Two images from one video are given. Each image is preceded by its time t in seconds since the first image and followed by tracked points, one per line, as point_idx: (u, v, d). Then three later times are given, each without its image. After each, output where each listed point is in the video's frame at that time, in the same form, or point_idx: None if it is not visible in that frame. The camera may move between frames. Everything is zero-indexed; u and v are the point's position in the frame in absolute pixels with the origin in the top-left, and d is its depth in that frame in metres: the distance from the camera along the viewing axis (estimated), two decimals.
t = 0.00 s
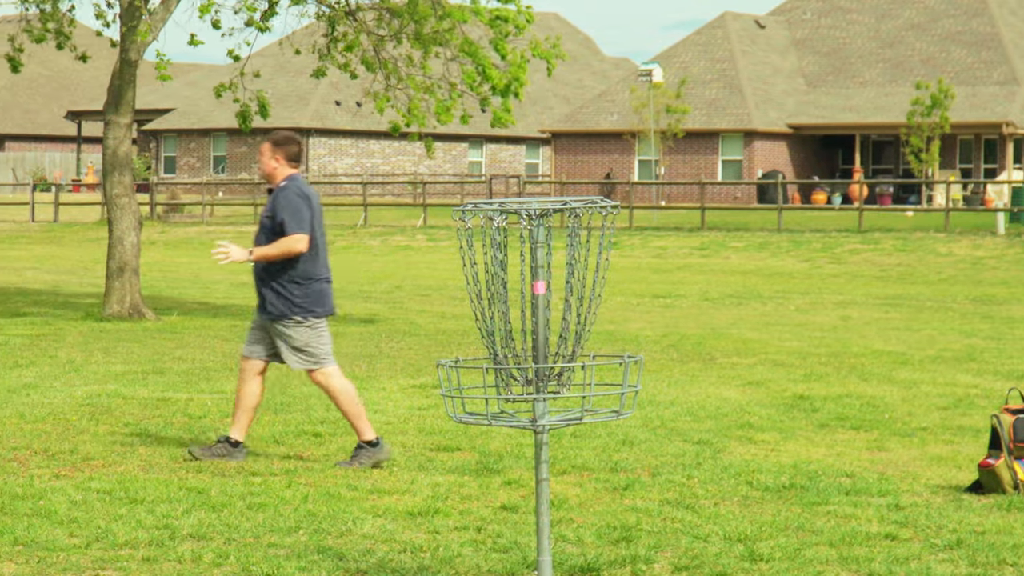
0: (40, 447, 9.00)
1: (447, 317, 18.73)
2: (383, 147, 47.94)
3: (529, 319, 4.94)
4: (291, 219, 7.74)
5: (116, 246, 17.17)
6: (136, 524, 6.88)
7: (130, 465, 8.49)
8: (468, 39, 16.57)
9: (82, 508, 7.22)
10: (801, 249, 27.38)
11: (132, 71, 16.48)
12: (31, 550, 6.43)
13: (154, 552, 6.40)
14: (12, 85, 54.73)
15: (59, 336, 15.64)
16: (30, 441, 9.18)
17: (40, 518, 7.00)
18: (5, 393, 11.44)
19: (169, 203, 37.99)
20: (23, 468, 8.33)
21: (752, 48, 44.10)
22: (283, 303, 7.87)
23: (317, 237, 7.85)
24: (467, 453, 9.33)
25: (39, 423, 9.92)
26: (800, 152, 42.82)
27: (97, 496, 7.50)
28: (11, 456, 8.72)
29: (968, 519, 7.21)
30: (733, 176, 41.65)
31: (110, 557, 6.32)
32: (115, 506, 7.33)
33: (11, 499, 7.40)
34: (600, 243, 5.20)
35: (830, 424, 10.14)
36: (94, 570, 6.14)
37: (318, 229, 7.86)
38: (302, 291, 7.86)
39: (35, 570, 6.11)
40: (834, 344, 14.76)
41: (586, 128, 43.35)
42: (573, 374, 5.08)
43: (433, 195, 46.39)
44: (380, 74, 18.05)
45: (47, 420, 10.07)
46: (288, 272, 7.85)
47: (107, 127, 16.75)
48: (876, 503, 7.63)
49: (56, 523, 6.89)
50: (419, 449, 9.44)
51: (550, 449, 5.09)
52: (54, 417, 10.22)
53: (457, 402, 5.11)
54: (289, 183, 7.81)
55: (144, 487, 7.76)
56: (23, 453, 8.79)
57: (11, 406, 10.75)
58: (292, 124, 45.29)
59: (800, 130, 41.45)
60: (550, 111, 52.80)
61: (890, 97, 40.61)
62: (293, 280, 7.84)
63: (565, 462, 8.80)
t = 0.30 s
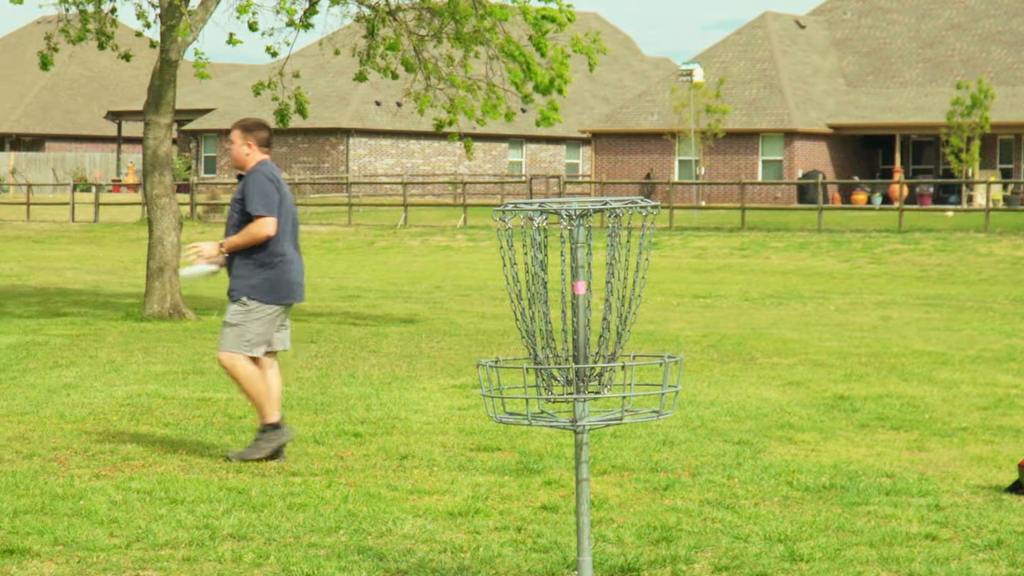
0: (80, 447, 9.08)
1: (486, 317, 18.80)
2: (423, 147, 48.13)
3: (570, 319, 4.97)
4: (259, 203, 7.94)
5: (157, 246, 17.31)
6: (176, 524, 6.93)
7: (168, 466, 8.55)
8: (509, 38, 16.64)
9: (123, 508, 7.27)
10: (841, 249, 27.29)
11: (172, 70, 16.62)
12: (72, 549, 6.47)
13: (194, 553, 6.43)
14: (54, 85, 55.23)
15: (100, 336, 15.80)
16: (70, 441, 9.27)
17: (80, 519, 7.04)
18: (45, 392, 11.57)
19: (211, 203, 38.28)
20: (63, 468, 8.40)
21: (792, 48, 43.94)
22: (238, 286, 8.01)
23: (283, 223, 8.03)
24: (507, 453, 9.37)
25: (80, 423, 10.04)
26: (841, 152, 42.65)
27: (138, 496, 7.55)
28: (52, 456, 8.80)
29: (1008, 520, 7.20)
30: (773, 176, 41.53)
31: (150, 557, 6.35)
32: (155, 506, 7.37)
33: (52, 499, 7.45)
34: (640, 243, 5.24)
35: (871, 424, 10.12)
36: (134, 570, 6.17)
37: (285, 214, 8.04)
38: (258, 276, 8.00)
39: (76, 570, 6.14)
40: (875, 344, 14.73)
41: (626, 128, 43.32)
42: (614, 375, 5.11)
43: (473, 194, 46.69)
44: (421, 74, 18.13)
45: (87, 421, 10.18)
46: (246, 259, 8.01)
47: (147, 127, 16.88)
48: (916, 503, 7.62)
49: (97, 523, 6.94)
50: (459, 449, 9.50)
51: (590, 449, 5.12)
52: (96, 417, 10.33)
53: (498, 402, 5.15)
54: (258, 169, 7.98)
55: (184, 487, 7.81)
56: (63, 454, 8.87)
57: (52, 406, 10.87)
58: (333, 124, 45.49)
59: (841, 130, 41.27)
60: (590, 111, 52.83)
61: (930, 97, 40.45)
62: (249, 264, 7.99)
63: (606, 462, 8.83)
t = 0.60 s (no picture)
0: (120, 447, 9.19)
1: (527, 317, 18.92)
2: (464, 148, 48.33)
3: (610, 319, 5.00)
4: (232, 218, 8.00)
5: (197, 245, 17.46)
6: (216, 525, 6.99)
7: (209, 465, 8.62)
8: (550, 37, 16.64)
9: (163, 508, 7.34)
10: (881, 249, 27.21)
11: (212, 70, 16.77)
12: (112, 550, 6.54)
13: (234, 553, 6.50)
14: (94, 85, 55.77)
15: (141, 336, 16.00)
16: (111, 441, 9.39)
17: (121, 518, 7.11)
18: (86, 392, 11.74)
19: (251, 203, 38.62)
20: (105, 468, 8.47)
21: (833, 48, 43.75)
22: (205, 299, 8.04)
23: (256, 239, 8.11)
24: (548, 453, 9.44)
25: (120, 423, 10.17)
26: (881, 152, 42.50)
27: (178, 496, 7.62)
28: (93, 456, 8.87)
29: None
30: (813, 176, 41.45)
31: (190, 557, 6.42)
32: (195, 506, 7.44)
33: (93, 499, 7.52)
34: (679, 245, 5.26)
35: (911, 424, 10.12)
36: (174, 570, 6.24)
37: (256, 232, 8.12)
38: (226, 289, 8.04)
39: (116, 570, 6.23)
40: (915, 344, 14.71)
41: (666, 129, 43.28)
42: (654, 375, 5.14)
43: (514, 194, 46.74)
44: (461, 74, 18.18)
45: (127, 420, 10.33)
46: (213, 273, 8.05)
47: (187, 126, 17.03)
48: (957, 503, 7.62)
49: (137, 523, 7.01)
50: (499, 449, 9.57)
51: (630, 449, 5.17)
52: (137, 417, 10.47)
53: (538, 402, 5.20)
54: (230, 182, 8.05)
55: (224, 487, 7.88)
56: (103, 453, 8.96)
57: (93, 406, 11.02)
58: (373, 124, 45.71)
59: (881, 130, 41.10)
60: (631, 112, 52.86)
61: (970, 97, 40.19)
62: (218, 277, 8.03)
63: (646, 462, 8.88)
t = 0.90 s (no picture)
0: (160, 447, 9.29)
1: (566, 317, 18.98)
2: (503, 148, 48.44)
3: (650, 320, 5.04)
4: (222, 210, 8.10)
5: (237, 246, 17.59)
6: (256, 525, 7.05)
7: (249, 465, 8.72)
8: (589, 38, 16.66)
9: (202, 508, 7.40)
10: (922, 249, 27.07)
11: (252, 71, 16.90)
12: (152, 550, 6.59)
13: (274, 553, 6.55)
14: (135, 86, 56.22)
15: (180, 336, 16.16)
16: (150, 442, 9.51)
17: (160, 518, 7.18)
18: (127, 392, 11.88)
19: (292, 204, 38.88)
20: (144, 468, 8.54)
21: (873, 48, 43.53)
22: (195, 293, 8.03)
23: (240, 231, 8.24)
24: (588, 453, 9.48)
25: (160, 423, 10.30)
26: (921, 152, 42.41)
27: (218, 496, 7.68)
28: (132, 456, 8.96)
29: None
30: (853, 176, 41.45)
31: (230, 557, 6.47)
32: (235, 506, 7.50)
33: (132, 499, 7.59)
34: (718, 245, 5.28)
35: (951, 424, 10.10)
36: (215, 570, 6.29)
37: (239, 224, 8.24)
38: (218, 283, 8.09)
39: (156, 569, 6.27)
40: (956, 344, 14.66)
41: (705, 128, 43.20)
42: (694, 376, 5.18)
43: (553, 194, 46.78)
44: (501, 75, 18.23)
45: (169, 420, 10.45)
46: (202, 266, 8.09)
47: (228, 127, 17.17)
48: (997, 503, 7.62)
49: (177, 523, 7.07)
50: (539, 449, 9.63)
51: (670, 449, 5.20)
52: (177, 416, 10.60)
53: (578, 402, 5.25)
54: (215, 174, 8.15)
55: (264, 487, 7.95)
56: (143, 454, 9.06)
57: (133, 406, 11.15)
58: (413, 125, 45.86)
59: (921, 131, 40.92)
60: (671, 111, 52.80)
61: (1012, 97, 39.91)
62: (211, 271, 8.07)
63: (687, 462, 8.91)
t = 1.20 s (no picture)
0: (200, 447, 9.40)
1: (606, 317, 19.03)
2: (543, 148, 48.54)
3: (690, 319, 5.07)
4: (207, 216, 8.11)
5: (278, 247, 17.75)
6: (296, 525, 7.13)
7: (288, 465, 8.82)
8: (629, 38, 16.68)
9: (242, 508, 7.48)
10: (962, 249, 26.93)
11: (292, 70, 17.03)
12: (191, 550, 6.67)
13: (314, 553, 6.62)
14: (174, 85, 56.64)
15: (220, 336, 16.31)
16: (189, 442, 9.61)
17: (200, 518, 7.26)
18: (167, 392, 12.02)
19: (332, 204, 39.12)
20: (184, 468, 8.64)
21: (912, 48, 43.31)
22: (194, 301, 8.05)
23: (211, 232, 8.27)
24: (628, 453, 9.53)
25: (200, 423, 10.42)
26: (961, 152, 42.15)
27: (258, 496, 7.77)
28: (172, 456, 9.07)
29: None
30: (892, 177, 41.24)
31: (270, 557, 6.54)
32: (275, 506, 7.59)
33: (172, 499, 7.67)
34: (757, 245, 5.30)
35: (991, 424, 10.08)
36: (255, 570, 6.36)
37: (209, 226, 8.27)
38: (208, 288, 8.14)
39: (197, 570, 6.34)
40: (996, 344, 14.60)
41: (745, 129, 43.09)
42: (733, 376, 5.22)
43: (593, 195, 46.80)
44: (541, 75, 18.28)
45: (209, 420, 10.58)
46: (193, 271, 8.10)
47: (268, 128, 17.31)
48: None
49: (218, 523, 7.15)
50: (579, 449, 9.68)
51: (709, 449, 5.24)
52: (217, 417, 10.72)
53: (618, 401, 5.29)
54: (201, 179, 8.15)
55: (305, 487, 8.05)
56: (183, 454, 9.16)
57: (172, 406, 11.29)
58: (453, 125, 46.00)
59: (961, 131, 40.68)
60: (711, 111, 52.72)
61: None
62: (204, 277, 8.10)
63: (726, 462, 8.95)
